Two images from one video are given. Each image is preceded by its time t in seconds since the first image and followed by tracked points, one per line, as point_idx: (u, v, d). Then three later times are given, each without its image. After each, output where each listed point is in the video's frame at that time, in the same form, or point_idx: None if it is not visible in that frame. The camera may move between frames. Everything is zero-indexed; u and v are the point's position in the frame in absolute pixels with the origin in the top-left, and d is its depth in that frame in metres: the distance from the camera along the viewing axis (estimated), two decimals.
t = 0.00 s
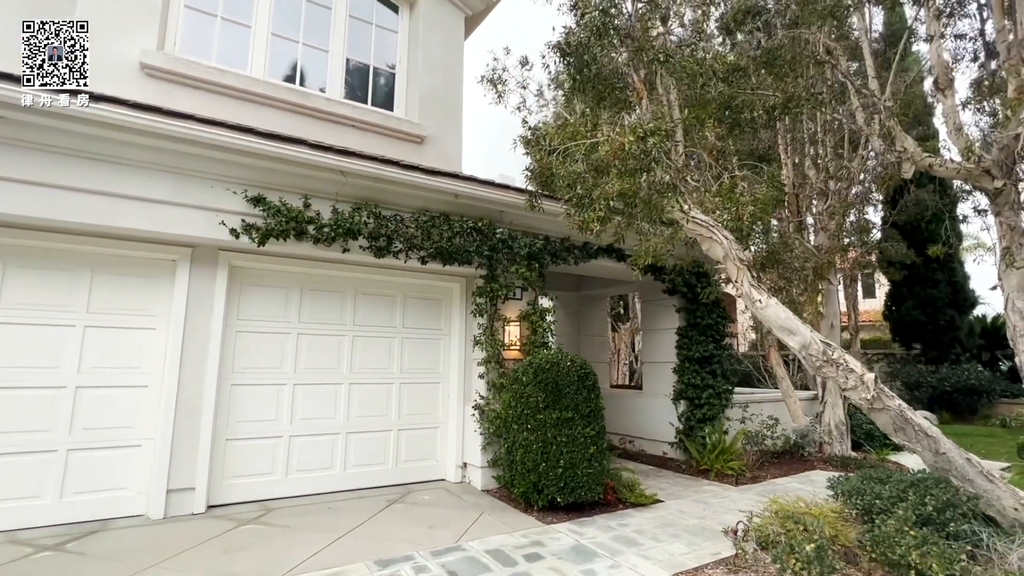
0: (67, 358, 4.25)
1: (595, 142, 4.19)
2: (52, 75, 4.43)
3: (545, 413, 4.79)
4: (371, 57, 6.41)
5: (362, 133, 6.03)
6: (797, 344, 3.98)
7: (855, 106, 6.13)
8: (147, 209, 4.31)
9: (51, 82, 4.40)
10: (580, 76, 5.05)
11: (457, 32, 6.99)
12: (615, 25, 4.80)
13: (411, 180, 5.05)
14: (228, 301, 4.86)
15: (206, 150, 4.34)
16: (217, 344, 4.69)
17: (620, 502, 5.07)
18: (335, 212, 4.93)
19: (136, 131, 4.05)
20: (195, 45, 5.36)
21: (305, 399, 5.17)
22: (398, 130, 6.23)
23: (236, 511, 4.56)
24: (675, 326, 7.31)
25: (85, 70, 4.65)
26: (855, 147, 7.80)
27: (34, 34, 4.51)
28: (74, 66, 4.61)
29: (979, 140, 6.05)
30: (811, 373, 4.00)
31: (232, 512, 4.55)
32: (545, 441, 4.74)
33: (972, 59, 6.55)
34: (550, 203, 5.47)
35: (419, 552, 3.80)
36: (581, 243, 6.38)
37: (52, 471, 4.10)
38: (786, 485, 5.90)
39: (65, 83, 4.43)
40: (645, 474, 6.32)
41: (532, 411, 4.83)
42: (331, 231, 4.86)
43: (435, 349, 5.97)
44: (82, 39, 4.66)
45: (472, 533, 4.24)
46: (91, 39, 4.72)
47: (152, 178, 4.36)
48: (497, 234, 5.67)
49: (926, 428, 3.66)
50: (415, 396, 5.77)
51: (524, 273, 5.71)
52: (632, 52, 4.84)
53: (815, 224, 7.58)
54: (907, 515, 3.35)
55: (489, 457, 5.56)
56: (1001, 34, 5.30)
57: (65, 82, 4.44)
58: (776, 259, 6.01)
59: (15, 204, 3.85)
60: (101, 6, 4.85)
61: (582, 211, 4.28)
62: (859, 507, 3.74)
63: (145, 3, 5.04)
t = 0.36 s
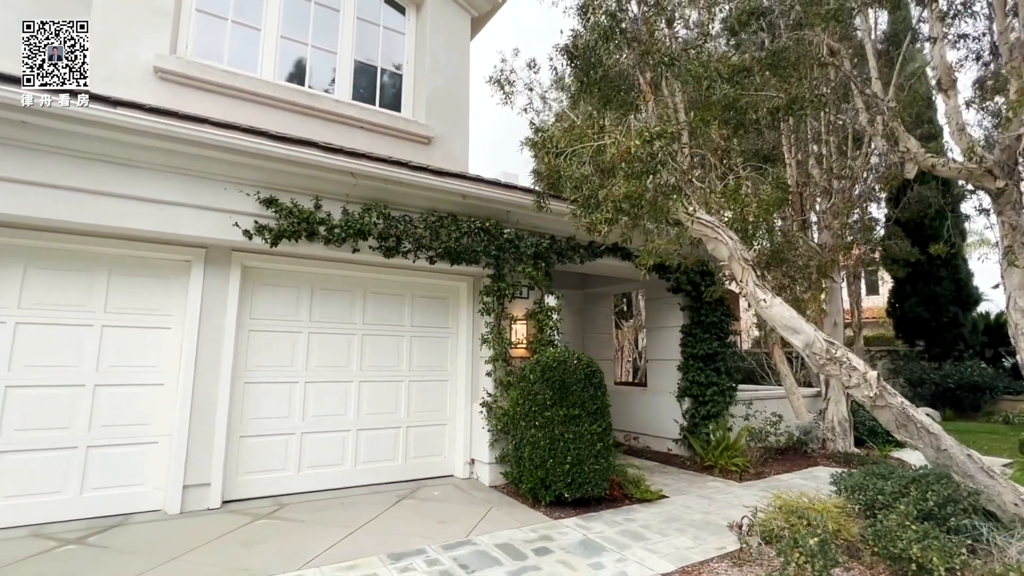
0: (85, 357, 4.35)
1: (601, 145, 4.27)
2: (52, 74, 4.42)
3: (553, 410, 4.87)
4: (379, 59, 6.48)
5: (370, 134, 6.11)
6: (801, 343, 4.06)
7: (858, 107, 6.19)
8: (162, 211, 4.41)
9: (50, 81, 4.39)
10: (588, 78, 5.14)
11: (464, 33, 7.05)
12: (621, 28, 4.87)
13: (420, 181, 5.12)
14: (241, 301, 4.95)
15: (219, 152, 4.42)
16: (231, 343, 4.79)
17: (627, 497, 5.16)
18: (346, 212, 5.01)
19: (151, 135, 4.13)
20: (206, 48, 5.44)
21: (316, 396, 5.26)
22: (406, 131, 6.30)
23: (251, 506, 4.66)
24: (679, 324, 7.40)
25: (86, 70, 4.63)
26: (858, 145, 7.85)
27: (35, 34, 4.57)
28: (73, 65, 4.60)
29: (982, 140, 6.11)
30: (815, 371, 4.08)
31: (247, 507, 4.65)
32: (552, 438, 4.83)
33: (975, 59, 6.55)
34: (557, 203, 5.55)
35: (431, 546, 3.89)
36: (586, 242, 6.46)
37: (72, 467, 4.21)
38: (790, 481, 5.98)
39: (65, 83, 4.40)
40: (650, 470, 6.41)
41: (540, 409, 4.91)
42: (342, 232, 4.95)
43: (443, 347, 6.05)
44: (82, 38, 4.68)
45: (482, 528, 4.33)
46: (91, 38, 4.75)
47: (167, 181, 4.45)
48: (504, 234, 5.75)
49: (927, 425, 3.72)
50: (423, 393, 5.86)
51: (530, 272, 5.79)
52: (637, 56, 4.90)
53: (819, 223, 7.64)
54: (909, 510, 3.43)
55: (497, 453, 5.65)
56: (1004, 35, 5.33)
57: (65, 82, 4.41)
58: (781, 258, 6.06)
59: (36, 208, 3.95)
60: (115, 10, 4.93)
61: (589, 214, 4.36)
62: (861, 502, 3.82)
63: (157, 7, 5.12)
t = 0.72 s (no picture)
0: (104, 353, 4.47)
1: (607, 143, 4.32)
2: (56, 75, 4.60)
3: (560, 405, 4.94)
4: (387, 59, 6.56)
5: (379, 133, 6.19)
6: (806, 338, 4.11)
7: (863, 103, 6.20)
8: (177, 211, 4.51)
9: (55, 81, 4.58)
10: (594, 77, 5.16)
11: (471, 33, 7.12)
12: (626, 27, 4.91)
13: (428, 180, 5.20)
14: (255, 299, 5.06)
15: (232, 153, 4.51)
16: (244, 340, 4.90)
17: (633, 491, 5.23)
18: (356, 211, 5.10)
19: (166, 137, 4.23)
20: (219, 51, 5.55)
21: (327, 391, 5.37)
22: (414, 130, 6.38)
23: (265, 499, 4.78)
24: (685, 321, 7.45)
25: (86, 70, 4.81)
26: (865, 142, 7.83)
27: (34, 34, 4.68)
28: (73, 65, 4.78)
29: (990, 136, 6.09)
30: (819, 366, 4.13)
31: (261, 500, 4.77)
32: (559, 433, 4.90)
33: (983, 53, 6.48)
34: (564, 201, 5.61)
35: (441, 537, 3.98)
36: (592, 239, 6.52)
37: (91, 461, 4.33)
38: (796, 476, 6.02)
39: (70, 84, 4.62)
40: (657, 465, 6.47)
41: (547, 404, 4.98)
42: (352, 230, 5.04)
43: (451, 343, 6.14)
44: (81, 39, 4.84)
45: (490, 520, 4.41)
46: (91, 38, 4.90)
47: (182, 181, 4.55)
48: (511, 232, 5.82)
49: (931, 419, 3.77)
50: (432, 388, 5.96)
51: (537, 269, 5.86)
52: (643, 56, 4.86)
53: (826, 219, 7.63)
54: (912, 502, 3.48)
55: (505, 448, 5.74)
56: (1010, 30, 5.30)
57: (65, 82, 4.56)
58: (786, 254, 6.08)
59: (56, 208, 4.07)
60: (130, 14, 5.05)
61: (595, 213, 4.43)
62: (865, 496, 3.87)
63: (171, 11, 5.23)
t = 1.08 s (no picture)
0: (123, 348, 4.60)
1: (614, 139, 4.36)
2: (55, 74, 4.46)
3: (568, 399, 5.00)
4: (397, 58, 6.64)
5: (389, 132, 6.27)
6: (813, 332, 4.13)
7: (871, 98, 6.19)
8: (194, 208, 4.62)
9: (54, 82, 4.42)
10: (601, 73, 5.21)
11: (479, 31, 7.18)
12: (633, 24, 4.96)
13: (438, 177, 5.27)
14: (269, 295, 5.16)
15: (246, 151, 4.61)
16: (259, 334, 5.01)
17: (641, 484, 5.28)
18: (367, 209, 5.18)
19: (183, 136, 4.34)
20: (231, 51, 5.65)
21: (340, 385, 5.46)
22: (424, 128, 6.46)
23: (281, 490, 4.89)
24: (694, 316, 7.48)
25: (86, 70, 4.72)
26: (874, 137, 7.80)
27: (34, 34, 4.63)
28: (73, 66, 4.68)
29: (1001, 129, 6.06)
30: (827, 359, 4.16)
31: (277, 491, 4.88)
32: (569, 426, 4.95)
33: (993, 47, 6.48)
34: (573, 197, 5.67)
35: (452, 527, 4.06)
36: (600, 235, 6.57)
37: (112, 452, 4.46)
38: (804, 470, 6.04)
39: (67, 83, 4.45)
40: (665, 459, 6.51)
41: (556, 397, 5.04)
42: (364, 227, 5.12)
43: (461, 338, 6.21)
44: (82, 39, 4.80)
45: (500, 511, 4.48)
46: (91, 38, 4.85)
47: (198, 180, 4.66)
48: (520, 228, 5.89)
49: (940, 412, 3.78)
50: (443, 383, 6.04)
51: (545, 265, 5.93)
52: (651, 53, 4.93)
53: (835, 214, 7.62)
54: (920, 493, 3.50)
55: (515, 441, 5.81)
56: (1019, 23, 5.28)
57: (64, 81, 4.43)
58: (795, 249, 6.07)
59: (78, 207, 4.19)
60: (148, 16, 5.17)
61: (603, 209, 4.48)
62: (873, 488, 3.90)
63: (187, 13, 5.34)
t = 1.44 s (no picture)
0: (158, 345, 4.75)
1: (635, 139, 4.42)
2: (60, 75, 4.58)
3: (589, 395, 5.06)
4: (417, 59, 6.74)
5: (410, 132, 6.36)
6: (835, 328, 4.16)
7: (892, 94, 6.17)
8: (225, 209, 4.76)
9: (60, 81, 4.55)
10: (619, 72, 5.23)
11: (497, 32, 7.26)
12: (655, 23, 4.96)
13: (459, 177, 5.36)
14: (296, 293, 5.29)
15: (276, 153, 4.73)
16: (287, 332, 5.13)
17: (662, 480, 5.33)
18: (391, 209, 5.29)
19: (215, 140, 4.47)
20: (257, 55, 5.78)
21: (364, 382, 5.58)
22: (444, 128, 6.54)
23: (309, 483, 5.02)
24: (712, 313, 7.50)
25: (86, 70, 4.81)
26: (893, 133, 7.75)
27: (34, 34, 4.73)
28: (75, 66, 4.77)
29: None
30: (849, 355, 4.18)
31: (306, 484, 5.01)
32: (590, 421, 5.01)
33: (1017, 40, 6.42)
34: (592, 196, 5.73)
35: (478, 520, 4.15)
36: (618, 233, 6.63)
37: (149, 446, 4.61)
38: (825, 466, 6.05)
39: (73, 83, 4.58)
40: (684, 455, 6.56)
41: (577, 393, 5.11)
42: (387, 227, 5.23)
43: (481, 334, 6.30)
44: (82, 38, 4.85)
45: (524, 505, 4.57)
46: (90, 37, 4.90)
47: (229, 182, 4.79)
48: (539, 226, 5.96)
49: (963, 408, 3.81)
50: (464, 380, 6.13)
51: (565, 263, 6.01)
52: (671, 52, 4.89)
53: (853, 210, 7.62)
54: (945, 488, 3.53)
55: (536, 437, 5.89)
56: None
57: (64, 81, 4.53)
58: (814, 246, 6.08)
59: (116, 208, 4.34)
60: (177, 23, 5.31)
61: (625, 207, 4.52)
62: (896, 483, 3.92)
63: (214, 19, 5.48)
